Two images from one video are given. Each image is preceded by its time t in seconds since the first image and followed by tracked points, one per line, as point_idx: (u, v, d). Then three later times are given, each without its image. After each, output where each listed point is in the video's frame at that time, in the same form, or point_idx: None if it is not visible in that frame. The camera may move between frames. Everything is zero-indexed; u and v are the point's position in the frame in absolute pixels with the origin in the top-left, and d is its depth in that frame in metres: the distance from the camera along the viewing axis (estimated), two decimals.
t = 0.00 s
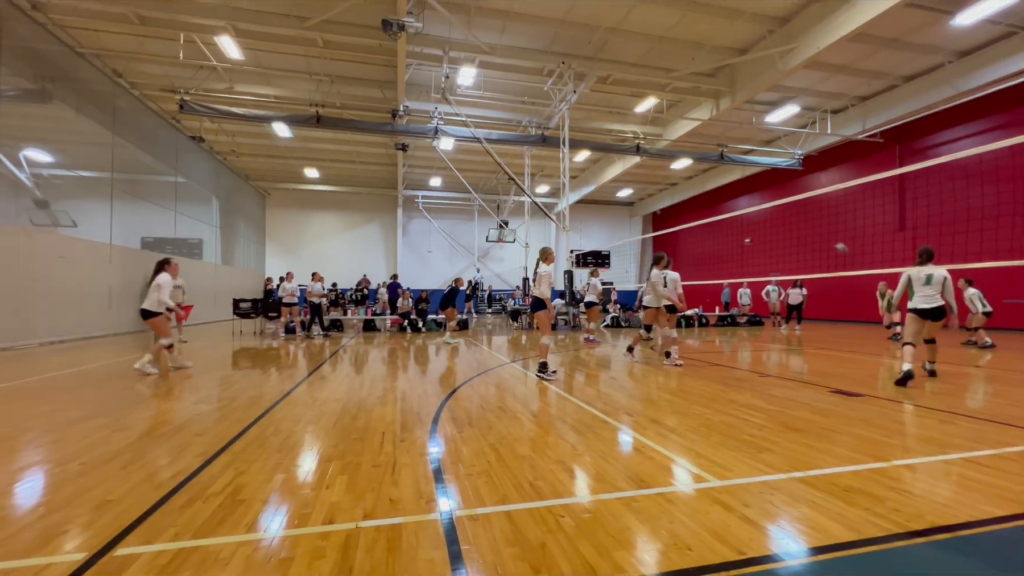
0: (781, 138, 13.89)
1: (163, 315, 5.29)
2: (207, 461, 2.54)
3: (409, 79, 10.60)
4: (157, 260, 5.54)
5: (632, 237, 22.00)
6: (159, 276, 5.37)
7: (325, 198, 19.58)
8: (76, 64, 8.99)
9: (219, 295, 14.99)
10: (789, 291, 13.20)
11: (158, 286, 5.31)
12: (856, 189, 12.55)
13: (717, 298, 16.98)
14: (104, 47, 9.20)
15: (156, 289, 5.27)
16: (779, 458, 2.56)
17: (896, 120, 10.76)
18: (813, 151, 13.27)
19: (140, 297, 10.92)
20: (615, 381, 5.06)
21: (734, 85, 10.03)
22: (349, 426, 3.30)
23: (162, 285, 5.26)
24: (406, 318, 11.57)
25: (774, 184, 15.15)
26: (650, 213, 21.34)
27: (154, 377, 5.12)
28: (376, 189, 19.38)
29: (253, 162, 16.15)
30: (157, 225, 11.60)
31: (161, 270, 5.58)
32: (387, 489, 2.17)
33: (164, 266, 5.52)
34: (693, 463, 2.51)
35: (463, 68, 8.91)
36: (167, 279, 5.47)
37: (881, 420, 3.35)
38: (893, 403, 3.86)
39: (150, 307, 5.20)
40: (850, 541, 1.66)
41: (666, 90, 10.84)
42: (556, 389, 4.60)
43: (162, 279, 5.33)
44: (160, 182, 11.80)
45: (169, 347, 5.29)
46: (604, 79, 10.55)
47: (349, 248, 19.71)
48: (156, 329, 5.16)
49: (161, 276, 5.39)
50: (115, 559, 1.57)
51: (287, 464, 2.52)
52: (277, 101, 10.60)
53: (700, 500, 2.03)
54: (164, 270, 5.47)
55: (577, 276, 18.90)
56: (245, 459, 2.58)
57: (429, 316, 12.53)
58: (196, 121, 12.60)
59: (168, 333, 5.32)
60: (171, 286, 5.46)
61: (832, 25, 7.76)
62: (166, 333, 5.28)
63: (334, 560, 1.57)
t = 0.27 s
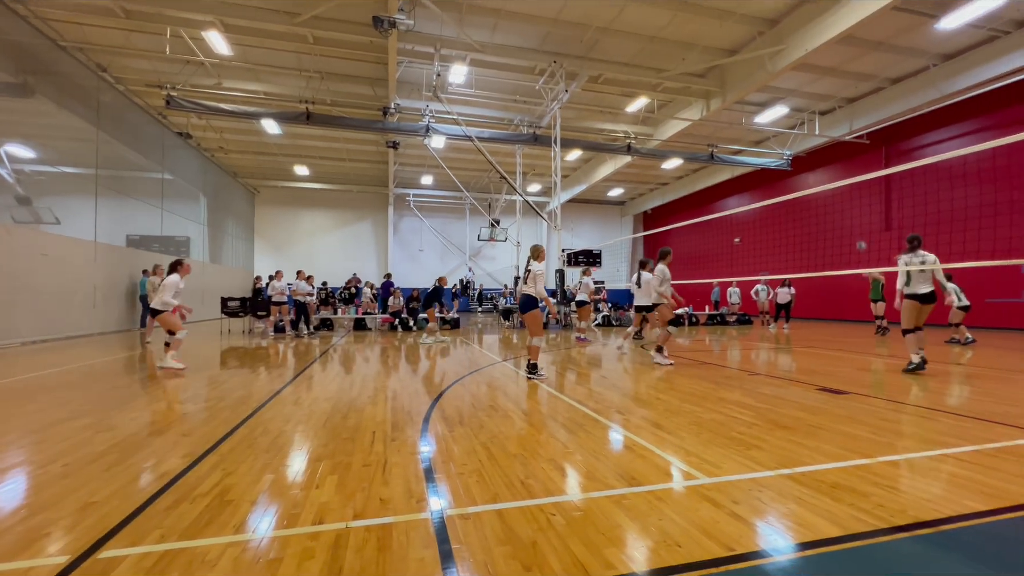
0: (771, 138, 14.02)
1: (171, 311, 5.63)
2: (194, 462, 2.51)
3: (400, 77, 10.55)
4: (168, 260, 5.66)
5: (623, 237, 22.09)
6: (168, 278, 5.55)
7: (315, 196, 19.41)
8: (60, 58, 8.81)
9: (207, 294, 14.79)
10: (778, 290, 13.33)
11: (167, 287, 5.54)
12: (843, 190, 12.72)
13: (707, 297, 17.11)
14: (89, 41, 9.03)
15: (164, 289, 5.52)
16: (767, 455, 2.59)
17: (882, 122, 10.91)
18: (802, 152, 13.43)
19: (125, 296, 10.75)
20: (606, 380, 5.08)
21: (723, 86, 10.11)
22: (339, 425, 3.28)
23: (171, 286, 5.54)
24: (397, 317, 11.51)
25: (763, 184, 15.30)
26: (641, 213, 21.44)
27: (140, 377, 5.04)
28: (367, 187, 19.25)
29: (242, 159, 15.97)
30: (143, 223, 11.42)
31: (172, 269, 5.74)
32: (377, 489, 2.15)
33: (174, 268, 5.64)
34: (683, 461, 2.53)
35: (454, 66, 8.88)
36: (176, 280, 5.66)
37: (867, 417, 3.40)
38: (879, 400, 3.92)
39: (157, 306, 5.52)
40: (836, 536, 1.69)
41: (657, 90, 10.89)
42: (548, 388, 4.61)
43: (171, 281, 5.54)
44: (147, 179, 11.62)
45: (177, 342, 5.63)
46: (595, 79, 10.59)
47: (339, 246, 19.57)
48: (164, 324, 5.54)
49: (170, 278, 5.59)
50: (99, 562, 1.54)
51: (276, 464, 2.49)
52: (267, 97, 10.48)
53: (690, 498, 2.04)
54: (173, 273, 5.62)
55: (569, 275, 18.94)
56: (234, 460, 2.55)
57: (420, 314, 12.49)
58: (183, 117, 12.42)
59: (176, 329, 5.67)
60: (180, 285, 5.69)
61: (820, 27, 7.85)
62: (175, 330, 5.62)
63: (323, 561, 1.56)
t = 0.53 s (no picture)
0: (764, 139, 14.11)
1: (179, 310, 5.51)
2: (186, 462, 2.49)
3: (394, 75, 10.52)
4: (181, 259, 5.55)
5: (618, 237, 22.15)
6: (177, 277, 5.44)
7: (308, 195, 19.29)
8: (49, 55, 8.70)
9: (199, 293, 14.68)
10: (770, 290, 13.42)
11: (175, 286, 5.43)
12: (835, 190, 12.84)
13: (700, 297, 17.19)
14: (78, 37, 8.92)
15: (173, 288, 5.42)
16: (760, 454, 2.61)
17: (874, 123, 11.02)
18: (794, 153, 13.53)
19: (115, 295, 10.63)
20: (600, 379, 5.10)
21: (717, 87, 10.16)
22: (333, 425, 3.26)
23: (179, 285, 5.42)
24: (391, 316, 11.47)
25: (756, 185, 15.41)
26: (635, 213, 21.51)
27: (130, 377, 4.98)
28: (361, 185, 19.18)
29: (234, 157, 15.85)
30: (134, 221, 11.30)
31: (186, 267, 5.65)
32: (371, 488, 2.15)
33: (183, 267, 5.52)
34: (676, 460, 2.54)
35: (449, 65, 8.85)
36: (186, 280, 5.53)
37: (859, 417, 3.43)
38: (870, 400, 3.96)
39: (165, 303, 5.43)
40: (826, 534, 1.71)
41: (651, 90, 10.93)
42: (542, 388, 4.61)
43: (179, 280, 5.42)
44: (138, 177, 11.50)
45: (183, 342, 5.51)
46: (590, 79, 10.61)
47: (332, 245, 19.48)
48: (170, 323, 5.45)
49: (179, 277, 5.47)
50: (89, 563, 1.53)
51: (269, 464, 2.48)
52: (259, 95, 10.41)
53: (683, 497, 2.05)
54: (182, 272, 5.50)
55: (563, 274, 18.97)
56: (226, 460, 2.53)
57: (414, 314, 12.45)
58: (175, 114, 12.31)
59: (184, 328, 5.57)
60: (190, 284, 5.56)
61: (813, 29, 7.90)
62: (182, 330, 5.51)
63: (315, 561, 1.56)
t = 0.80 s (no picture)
0: (761, 140, 14.14)
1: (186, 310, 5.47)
2: (182, 462, 2.48)
3: (392, 75, 10.51)
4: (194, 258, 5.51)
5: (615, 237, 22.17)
6: (189, 276, 5.41)
7: (306, 194, 19.24)
8: (45, 52, 8.66)
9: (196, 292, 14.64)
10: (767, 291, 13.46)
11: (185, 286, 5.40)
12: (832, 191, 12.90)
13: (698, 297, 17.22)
14: (75, 34, 8.88)
15: (183, 287, 5.39)
16: (756, 455, 2.61)
17: (870, 125, 11.07)
18: (791, 154, 13.57)
19: (112, 294, 10.59)
20: (598, 379, 5.10)
21: (715, 88, 10.18)
22: (330, 425, 3.26)
23: (190, 285, 5.41)
24: (388, 316, 11.45)
25: (754, 185, 15.46)
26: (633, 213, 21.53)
27: (126, 376, 4.96)
28: (359, 185, 19.15)
29: (232, 156, 15.80)
30: (131, 219, 11.25)
31: (197, 266, 5.62)
32: (368, 488, 2.15)
33: (195, 267, 5.49)
34: (673, 460, 2.54)
35: (448, 65, 8.84)
36: (197, 280, 5.50)
37: (855, 417, 3.45)
38: (867, 400, 3.97)
39: (173, 301, 5.41)
40: (822, 534, 1.72)
41: (649, 91, 10.94)
42: (540, 387, 4.62)
43: (190, 281, 5.39)
44: (134, 175, 11.45)
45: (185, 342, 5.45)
46: (588, 79, 10.63)
47: (330, 245, 19.44)
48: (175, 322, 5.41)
49: (190, 276, 5.44)
50: (84, 563, 1.52)
51: (266, 464, 2.47)
52: (257, 94, 10.37)
53: (679, 496, 2.06)
54: (193, 273, 5.47)
55: (561, 274, 18.98)
56: (223, 460, 2.52)
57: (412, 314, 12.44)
58: (172, 113, 12.27)
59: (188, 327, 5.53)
60: (200, 285, 5.53)
61: (810, 30, 7.93)
62: (185, 329, 5.46)
63: (312, 561, 1.55)
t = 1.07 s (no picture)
0: (761, 140, 14.13)
1: (190, 308, 5.43)
2: (181, 460, 2.48)
3: (392, 74, 10.50)
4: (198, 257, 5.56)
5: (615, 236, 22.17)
6: (191, 274, 5.44)
7: (305, 192, 19.23)
8: (44, 49, 8.63)
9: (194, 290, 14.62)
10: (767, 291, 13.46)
11: (189, 283, 5.43)
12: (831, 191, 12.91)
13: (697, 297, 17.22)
14: (73, 32, 8.86)
15: (186, 284, 5.41)
16: (755, 454, 2.62)
17: (870, 125, 11.08)
18: (791, 154, 13.59)
19: (111, 292, 10.57)
20: (598, 379, 5.10)
21: (715, 87, 10.18)
22: (329, 423, 3.26)
23: (192, 283, 5.42)
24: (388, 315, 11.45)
25: (753, 185, 15.47)
26: (633, 213, 21.52)
27: (125, 374, 4.96)
28: (358, 184, 19.14)
29: (231, 154, 15.76)
30: (130, 217, 11.23)
31: (202, 266, 5.66)
32: (367, 487, 2.14)
33: (198, 265, 5.51)
34: (673, 459, 2.54)
35: (447, 63, 8.83)
36: (200, 278, 5.51)
37: (854, 416, 3.45)
38: (866, 400, 3.98)
39: (177, 299, 5.40)
40: (821, 533, 1.72)
41: (649, 90, 10.93)
42: (539, 387, 4.61)
43: (192, 278, 5.41)
44: (133, 173, 11.43)
45: (186, 341, 5.38)
46: (588, 78, 10.62)
47: (329, 244, 19.43)
48: (179, 320, 5.37)
49: (194, 275, 5.48)
50: (83, 561, 1.52)
51: (264, 463, 2.47)
52: (256, 92, 10.36)
53: (678, 496, 2.06)
54: (197, 270, 5.48)
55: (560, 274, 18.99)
56: (221, 458, 2.52)
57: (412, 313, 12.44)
58: (171, 111, 12.25)
59: (193, 326, 5.47)
60: (204, 283, 5.55)
61: (811, 30, 7.92)
62: (188, 327, 5.41)
63: (311, 559, 1.55)
